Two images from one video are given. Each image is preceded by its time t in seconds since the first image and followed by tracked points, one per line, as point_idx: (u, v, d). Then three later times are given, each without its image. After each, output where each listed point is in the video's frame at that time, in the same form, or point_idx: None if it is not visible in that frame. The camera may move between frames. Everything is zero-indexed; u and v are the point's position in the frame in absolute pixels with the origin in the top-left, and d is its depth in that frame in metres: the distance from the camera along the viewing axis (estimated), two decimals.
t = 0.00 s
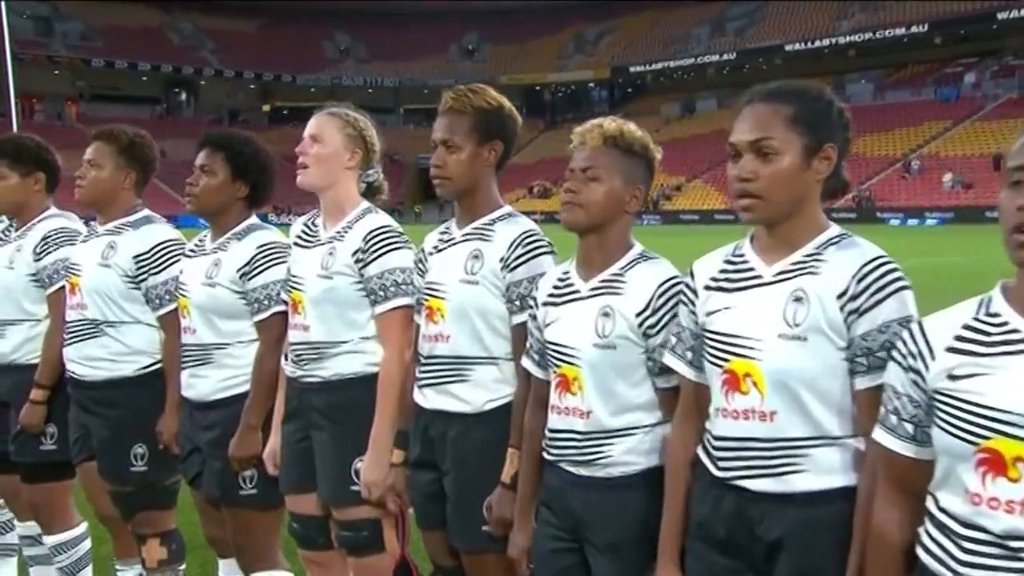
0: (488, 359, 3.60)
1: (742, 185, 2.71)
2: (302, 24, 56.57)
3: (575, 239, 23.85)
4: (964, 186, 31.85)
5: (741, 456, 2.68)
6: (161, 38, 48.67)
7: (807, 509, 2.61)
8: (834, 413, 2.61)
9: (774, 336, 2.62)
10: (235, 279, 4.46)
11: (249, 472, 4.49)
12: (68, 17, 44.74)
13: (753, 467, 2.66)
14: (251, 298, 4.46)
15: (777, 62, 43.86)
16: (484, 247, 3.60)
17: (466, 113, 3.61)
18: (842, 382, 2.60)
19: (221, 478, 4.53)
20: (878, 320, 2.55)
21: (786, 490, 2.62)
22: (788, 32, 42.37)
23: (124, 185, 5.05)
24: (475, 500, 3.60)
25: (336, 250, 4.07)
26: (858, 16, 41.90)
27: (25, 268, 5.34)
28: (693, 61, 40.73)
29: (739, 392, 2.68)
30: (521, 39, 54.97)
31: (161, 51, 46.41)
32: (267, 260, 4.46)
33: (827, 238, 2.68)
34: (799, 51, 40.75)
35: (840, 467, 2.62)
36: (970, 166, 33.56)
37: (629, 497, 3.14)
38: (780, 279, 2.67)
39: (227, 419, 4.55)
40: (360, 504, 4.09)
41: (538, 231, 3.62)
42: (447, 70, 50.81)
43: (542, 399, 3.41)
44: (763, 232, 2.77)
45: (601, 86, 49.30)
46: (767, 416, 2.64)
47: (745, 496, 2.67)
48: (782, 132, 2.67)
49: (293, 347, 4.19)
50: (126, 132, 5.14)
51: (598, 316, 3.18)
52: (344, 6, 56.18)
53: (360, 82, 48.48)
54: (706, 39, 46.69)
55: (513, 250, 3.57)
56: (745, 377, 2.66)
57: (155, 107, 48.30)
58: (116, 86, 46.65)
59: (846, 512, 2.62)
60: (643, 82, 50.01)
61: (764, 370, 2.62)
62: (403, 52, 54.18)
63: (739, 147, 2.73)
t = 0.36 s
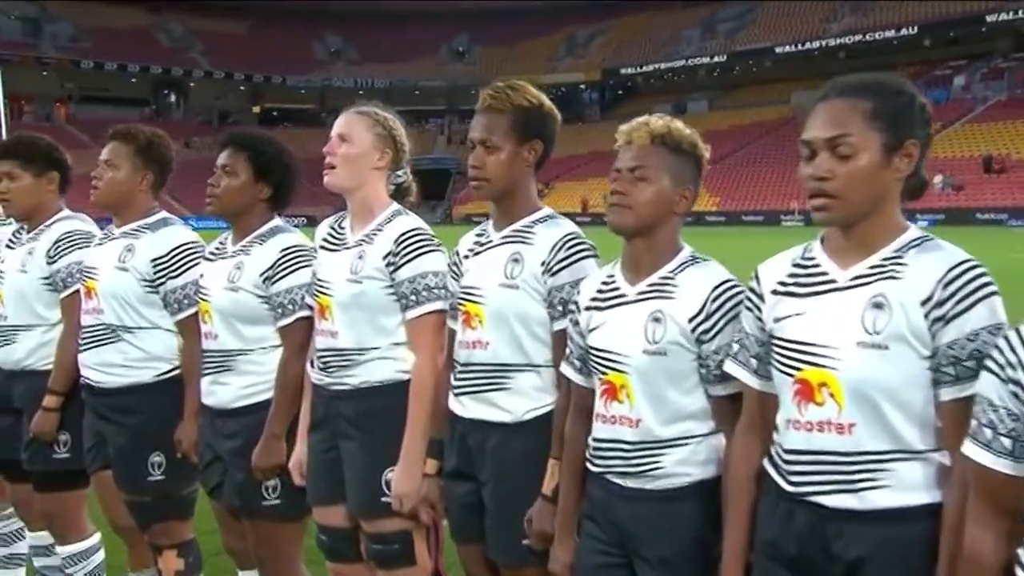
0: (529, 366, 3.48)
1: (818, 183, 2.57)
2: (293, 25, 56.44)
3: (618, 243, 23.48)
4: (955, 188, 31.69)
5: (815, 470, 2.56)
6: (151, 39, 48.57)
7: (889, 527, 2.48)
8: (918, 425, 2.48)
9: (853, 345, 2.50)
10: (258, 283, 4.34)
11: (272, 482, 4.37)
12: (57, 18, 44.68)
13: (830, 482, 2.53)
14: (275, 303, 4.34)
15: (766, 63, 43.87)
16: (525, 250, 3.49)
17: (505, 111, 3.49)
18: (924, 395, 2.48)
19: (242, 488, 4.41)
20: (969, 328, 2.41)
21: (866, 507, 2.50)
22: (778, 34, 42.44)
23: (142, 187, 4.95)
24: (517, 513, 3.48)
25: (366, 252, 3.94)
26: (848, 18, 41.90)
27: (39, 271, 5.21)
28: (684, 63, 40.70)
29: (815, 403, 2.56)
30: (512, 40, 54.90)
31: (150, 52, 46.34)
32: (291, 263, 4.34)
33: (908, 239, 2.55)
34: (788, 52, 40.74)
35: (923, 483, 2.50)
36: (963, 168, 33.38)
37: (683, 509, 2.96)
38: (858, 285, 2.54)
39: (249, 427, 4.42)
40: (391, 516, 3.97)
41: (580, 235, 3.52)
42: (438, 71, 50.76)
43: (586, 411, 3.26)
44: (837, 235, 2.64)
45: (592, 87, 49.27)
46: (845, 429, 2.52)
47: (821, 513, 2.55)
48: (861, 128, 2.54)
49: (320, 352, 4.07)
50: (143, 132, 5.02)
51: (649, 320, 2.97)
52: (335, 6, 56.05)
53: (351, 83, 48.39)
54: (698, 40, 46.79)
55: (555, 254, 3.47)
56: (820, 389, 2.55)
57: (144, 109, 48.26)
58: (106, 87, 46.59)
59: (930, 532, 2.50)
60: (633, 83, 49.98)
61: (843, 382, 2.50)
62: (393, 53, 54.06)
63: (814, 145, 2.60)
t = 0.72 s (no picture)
0: (576, 374, 3.36)
1: (908, 183, 2.47)
2: (285, 28, 56.35)
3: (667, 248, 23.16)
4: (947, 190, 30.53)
5: (906, 484, 2.44)
6: (142, 41, 48.48)
7: (987, 546, 2.36)
8: (1016, 439, 2.36)
9: (948, 354, 2.38)
10: (288, 288, 4.23)
11: (302, 492, 4.24)
12: (46, 20, 44.59)
13: (922, 497, 2.42)
14: (304, 307, 4.23)
15: (758, 66, 43.94)
16: (572, 254, 3.37)
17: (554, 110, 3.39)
18: None
19: (270, 499, 4.28)
20: None
21: (963, 524, 2.37)
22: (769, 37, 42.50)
23: (164, 189, 4.86)
24: (565, 526, 3.35)
25: (403, 256, 3.83)
26: (839, 21, 41.94)
27: (57, 274, 5.09)
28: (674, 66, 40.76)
29: (905, 415, 2.44)
30: (503, 42, 54.85)
31: (140, 54, 46.31)
32: (321, 266, 4.23)
33: (1004, 243, 2.44)
34: (780, 54, 40.81)
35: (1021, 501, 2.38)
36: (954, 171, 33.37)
37: (751, 524, 2.83)
38: (950, 291, 2.42)
39: (278, 435, 4.30)
40: (428, 528, 3.84)
41: (630, 238, 3.40)
42: (430, 73, 50.73)
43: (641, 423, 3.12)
44: (922, 236, 2.52)
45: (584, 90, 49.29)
46: (940, 442, 2.40)
47: (913, 530, 2.43)
48: (956, 124, 2.45)
49: (354, 360, 3.96)
50: (166, 133, 4.94)
51: (709, 326, 2.84)
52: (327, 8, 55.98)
53: (343, 86, 48.37)
54: (689, 43, 46.81)
55: (604, 258, 3.35)
56: (912, 399, 2.43)
57: (135, 111, 48.19)
58: (95, 89, 46.49)
59: None
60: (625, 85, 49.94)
61: (937, 393, 2.38)
62: (385, 55, 53.99)
63: (903, 142, 2.51)
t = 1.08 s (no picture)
0: (624, 381, 3.24)
1: (1000, 184, 2.45)
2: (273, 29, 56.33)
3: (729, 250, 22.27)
4: (934, 192, 31.68)
5: (1000, 498, 2.37)
6: (129, 43, 48.42)
7: None
8: None
9: None
10: (316, 291, 4.14)
11: (329, 502, 4.14)
12: (31, 21, 44.55)
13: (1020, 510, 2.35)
14: (331, 311, 4.14)
15: (745, 68, 44.23)
16: (618, 256, 3.23)
17: (598, 106, 3.26)
18: None
19: (297, 509, 4.18)
20: None
21: None
22: (757, 40, 42.74)
23: (183, 191, 4.76)
24: (613, 538, 3.24)
25: (437, 259, 3.71)
26: (826, 24, 42.19)
27: (70, 278, 4.96)
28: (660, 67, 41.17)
29: (1000, 426, 2.36)
30: (492, 43, 55.04)
31: (125, 54, 46.29)
32: (351, 269, 4.14)
33: None
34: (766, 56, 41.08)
35: None
36: (940, 173, 33.49)
37: (821, 537, 2.72)
38: None
39: (306, 443, 4.20)
40: (463, 540, 3.73)
41: (679, 237, 3.26)
42: (419, 74, 50.81)
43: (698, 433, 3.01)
44: (1012, 235, 2.46)
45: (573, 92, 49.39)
46: None
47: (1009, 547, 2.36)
48: None
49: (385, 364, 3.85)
50: (185, 132, 4.84)
51: (771, 333, 2.72)
52: (316, 10, 56.02)
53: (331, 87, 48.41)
54: (677, 46, 47.00)
55: (653, 259, 3.21)
56: (1009, 409, 2.35)
57: (121, 111, 48.17)
58: (80, 90, 46.45)
59: None
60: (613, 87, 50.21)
61: None
62: (374, 56, 54.13)
63: (995, 142, 2.48)
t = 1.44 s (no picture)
0: (673, 388, 3.11)
1: None
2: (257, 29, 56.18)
3: (802, 258, 20.76)
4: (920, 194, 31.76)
5: None
6: (113, 43, 48.28)
7: None
8: None
9: None
10: (343, 294, 4.06)
11: (356, 511, 4.08)
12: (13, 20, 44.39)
13: None
14: (359, 314, 4.07)
15: (731, 70, 44.20)
16: (666, 257, 3.10)
17: (646, 101, 3.11)
18: None
19: (323, 518, 4.10)
20: None
21: None
22: (742, 42, 42.91)
23: (199, 191, 4.63)
24: (662, 552, 3.12)
25: (471, 260, 3.58)
26: (810, 26, 42.35)
27: (81, 281, 4.82)
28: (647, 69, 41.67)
29: None
30: (477, 44, 54.92)
31: (109, 54, 46.17)
32: (379, 272, 4.08)
33: None
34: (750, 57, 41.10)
35: None
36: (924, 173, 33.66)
37: (898, 556, 2.61)
38: None
39: (333, 451, 4.11)
40: (500, 552, 3.61)
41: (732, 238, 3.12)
42: (404, 75, 50.76)
43: (756, 442, 2.91)
44: None
45: (559, 93, 49.43)
46: None
47: None
48: None
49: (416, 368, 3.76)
50: (202, 131, 4.72)
51: (846, 341, 2.62)
52: (300, 11, 55.95)
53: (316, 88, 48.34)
54: (663, 46, 47.11)
55: (703, 260, 3.07)
56: None
57: (104, 112, 48.08)
58: (63, 91, 46.34)
59: None
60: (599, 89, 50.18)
61: None
62: (359, 57, 53.90)
63: None
